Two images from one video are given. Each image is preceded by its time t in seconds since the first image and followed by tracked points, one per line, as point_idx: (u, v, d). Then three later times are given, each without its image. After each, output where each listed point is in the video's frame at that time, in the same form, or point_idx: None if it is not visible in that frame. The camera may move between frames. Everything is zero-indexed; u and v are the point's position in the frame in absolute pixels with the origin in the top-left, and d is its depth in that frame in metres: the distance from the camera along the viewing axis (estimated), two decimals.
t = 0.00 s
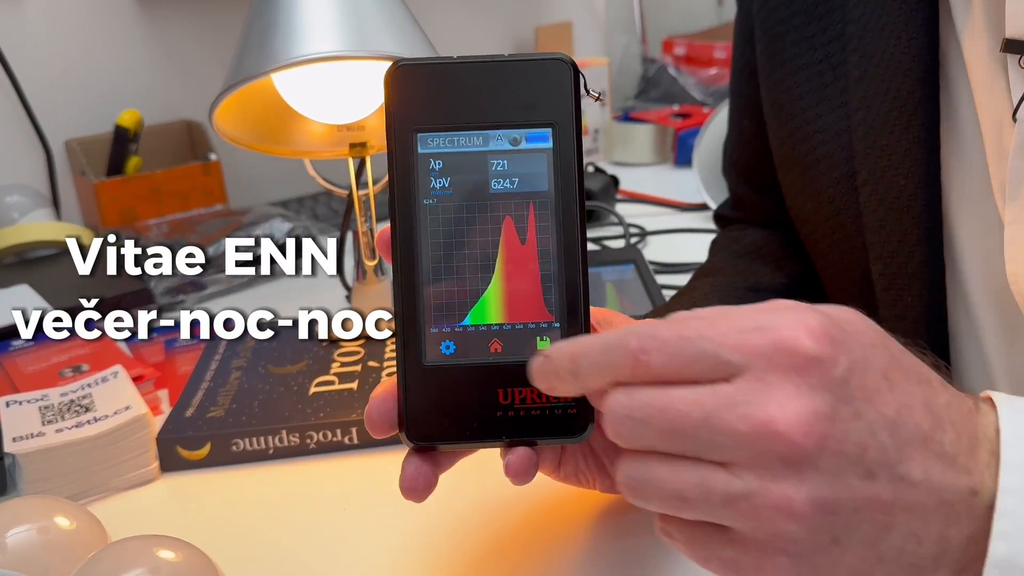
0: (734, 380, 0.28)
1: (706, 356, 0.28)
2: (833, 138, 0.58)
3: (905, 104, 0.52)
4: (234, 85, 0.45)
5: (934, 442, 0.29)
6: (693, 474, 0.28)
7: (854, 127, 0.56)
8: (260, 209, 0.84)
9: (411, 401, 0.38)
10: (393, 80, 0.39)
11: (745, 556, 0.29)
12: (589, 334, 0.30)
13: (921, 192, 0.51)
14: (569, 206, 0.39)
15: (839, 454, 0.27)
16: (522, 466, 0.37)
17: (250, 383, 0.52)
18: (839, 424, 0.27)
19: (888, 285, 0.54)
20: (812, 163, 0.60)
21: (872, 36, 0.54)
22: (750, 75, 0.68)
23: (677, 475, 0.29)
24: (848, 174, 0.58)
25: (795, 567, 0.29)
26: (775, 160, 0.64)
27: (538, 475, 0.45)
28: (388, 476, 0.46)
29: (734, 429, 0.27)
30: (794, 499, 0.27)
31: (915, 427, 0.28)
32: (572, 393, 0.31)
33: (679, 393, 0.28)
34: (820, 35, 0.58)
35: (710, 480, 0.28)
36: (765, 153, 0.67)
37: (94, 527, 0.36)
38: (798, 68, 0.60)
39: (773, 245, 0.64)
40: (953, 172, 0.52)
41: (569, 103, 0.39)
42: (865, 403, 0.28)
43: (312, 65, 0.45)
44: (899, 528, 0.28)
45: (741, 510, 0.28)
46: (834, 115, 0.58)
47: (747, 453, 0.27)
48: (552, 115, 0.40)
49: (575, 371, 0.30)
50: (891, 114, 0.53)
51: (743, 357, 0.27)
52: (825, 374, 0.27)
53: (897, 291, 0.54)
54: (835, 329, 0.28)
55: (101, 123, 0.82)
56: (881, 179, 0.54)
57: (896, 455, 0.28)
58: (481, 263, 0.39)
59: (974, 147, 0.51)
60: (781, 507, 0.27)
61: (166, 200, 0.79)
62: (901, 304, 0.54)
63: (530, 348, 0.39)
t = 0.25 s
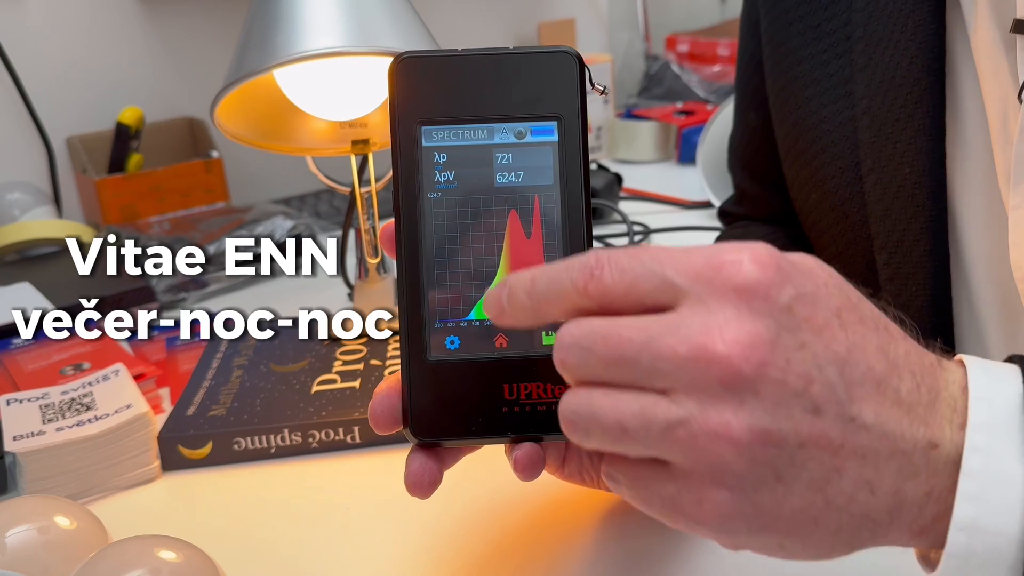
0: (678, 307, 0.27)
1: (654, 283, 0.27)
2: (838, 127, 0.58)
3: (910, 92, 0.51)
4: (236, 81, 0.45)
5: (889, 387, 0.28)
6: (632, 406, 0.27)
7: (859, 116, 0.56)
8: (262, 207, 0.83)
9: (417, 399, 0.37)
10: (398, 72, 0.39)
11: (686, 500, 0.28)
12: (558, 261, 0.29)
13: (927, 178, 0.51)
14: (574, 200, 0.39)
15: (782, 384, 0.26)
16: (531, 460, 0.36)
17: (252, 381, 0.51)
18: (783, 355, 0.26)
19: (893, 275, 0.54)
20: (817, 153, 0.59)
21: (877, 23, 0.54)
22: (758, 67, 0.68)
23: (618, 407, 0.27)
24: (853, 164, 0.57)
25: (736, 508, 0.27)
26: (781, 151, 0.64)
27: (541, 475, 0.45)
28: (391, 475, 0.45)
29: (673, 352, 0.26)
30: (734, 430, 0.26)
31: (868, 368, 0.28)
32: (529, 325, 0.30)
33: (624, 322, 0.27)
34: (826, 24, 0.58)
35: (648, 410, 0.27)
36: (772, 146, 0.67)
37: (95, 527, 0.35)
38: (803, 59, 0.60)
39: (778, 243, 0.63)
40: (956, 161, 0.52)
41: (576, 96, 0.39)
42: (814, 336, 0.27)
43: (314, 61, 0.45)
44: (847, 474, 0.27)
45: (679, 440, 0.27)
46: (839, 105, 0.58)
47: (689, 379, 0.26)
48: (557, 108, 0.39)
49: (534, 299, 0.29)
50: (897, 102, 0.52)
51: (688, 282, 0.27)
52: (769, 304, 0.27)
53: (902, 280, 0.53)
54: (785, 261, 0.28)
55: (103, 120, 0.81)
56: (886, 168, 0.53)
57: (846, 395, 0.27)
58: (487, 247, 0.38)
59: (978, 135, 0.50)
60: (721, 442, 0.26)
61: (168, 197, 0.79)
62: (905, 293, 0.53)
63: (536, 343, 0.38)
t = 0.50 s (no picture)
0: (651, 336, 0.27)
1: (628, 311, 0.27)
2: (836, 127, 0.57)
3: (909, 93, 0.51)
4: (237, 78, 0.44)
5: (858, 414, 0.28)
6: (610, 433, 0.28)
7: (857, 116, 0.55)
8: (264, 204, 0.83)
9: (416, 399, 0.37)
10: (399, 68, 0.38)
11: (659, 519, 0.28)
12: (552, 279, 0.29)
13: (926, 179, 0.50)
14: (576, 200, 0.38)
15: (752, 417, 0.27)
16: (531, 464, 0.36)
17: (253, 380, 0.51)
18: (753, 387, 0.27)
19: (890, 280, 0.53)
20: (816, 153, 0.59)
21: (876, 22, 0.53)
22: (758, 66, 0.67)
23: (596, 434, 0.28)
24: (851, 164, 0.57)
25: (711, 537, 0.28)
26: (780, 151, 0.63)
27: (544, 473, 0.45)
28: (392, 475, 0.45)
29: (647, 383, 0.26)
30: (707, 461, 0.26)
31: (838, 397, 0.28)
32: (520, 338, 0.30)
33: (598, 346, 0.27)
34: (826, 23, 0.58)
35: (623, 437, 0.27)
36: (772, 146, 0.67)
37: (95, 526, 0.35)
38: (802, 59, 0.60)
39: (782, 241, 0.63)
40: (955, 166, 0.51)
41: (578, 94, 0.39)
42: (786, 368, 0.27)
43: (316, 57, 0.45)
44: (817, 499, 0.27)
45: (655, 468, 0.27)
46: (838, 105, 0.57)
47: (664, 410, 0.26)
48: (559, 106, 0.39)
49: (523, 315, 0.29)
50: (896, 103, 0.52)
51: (663, 312, 0.27)
52: (741, 337, 0.27)
53: (900, 283, 0.53)
54: (759, 293, 0.28)
55: (104, 117, 0.81)
56: (885, 169, 0.53)
57: (816, 423, 0.27)
58: (486, 256, 0.38)
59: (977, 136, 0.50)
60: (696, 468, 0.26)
61: (170, 194, 0.78)
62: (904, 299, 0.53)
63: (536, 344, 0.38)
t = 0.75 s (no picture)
0: (671, 363, 0.27)
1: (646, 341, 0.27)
2: (838, 128, 0.57)
3: (909, 93, 0.50)
4: (237, 74, 0.44)
5: (885, 441, 0.28)
6: (627, 465, 0.27)
7: (859, 116, 0.55)
8: (266, 202, 0.83)
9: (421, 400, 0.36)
10: (405, 62, 0.38)
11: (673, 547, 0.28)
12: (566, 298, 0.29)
13: (929, 181, 0.49)
14: (586, 198, 0.38)
15: (778, 448, 0.26)
16: (537, 464, 0.36)
17: (254, 379, 0.51)
18: (780, 417, 0.26)
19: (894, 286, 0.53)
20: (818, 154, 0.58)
21: (877, 21, 0.52)
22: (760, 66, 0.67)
23: (611, 464, 0.27)
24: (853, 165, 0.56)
25: (731, 566, 0.28)
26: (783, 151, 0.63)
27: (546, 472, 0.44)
28: (394, 475, 0.45)
29: (670, 415, 0.26)
30: (731, 495, 0.26)
31: (864, 425, 0.27)
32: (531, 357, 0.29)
33: (616, 376, 0.27)
34: (827, 22, 0.57)
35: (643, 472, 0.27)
36: (773, 145, 0.66)
37: (92, 527, 0.35)
38: (804, 58, 0.59)
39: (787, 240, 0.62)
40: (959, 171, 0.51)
41: (588, 89, 0.38)
42: (811, 396, 0.27)
43: (317, 53, 0.44)
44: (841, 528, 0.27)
45: (677, 503, 0.27)
46: (840, 105, 0.57)
47: (688, 444, 0.26)
48: (569, 102, 0.38)
49: (536, 335, 0.29)
50: (897, 103, 0.51)
51: (683, 340, 0.27)
52: (766, 365, 0.26)
53: (905, 287, 0.52)
54: (784, 319, 0.27)
55: (105, 114, 0.81)
56: (887, 170, 0.52)
57: (842, 452, 0.27)
58: (495, 255, 0.37)
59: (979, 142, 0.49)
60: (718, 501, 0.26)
61: (171, 191, 0.78)
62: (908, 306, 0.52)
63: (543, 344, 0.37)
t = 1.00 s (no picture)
0: (695, 330, 0.25)
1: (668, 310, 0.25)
2: (846, 122, 0.56)
3: (920, 87, 0.50)
4: (236, 70, 0.43)
5: (911, 424, 0.27)
6: (647, 439, 0.26)
7: (867, 111, 0.54)
8: (267, 199, 0.82)
9: (419, 399, 0.36)
10: (404, 57, 0.37)
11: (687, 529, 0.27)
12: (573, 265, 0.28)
13: (939, 177, 0.49)
14: (586, 195, 0.38)
15: (808, 426, 0.25)
16: (538, 465, 0.35)
17: (253, 377, 0.51)
18: (811, 393, 0.25)
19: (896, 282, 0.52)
20: (824, 149, 0.58)
21: (886, 15, 0.52)
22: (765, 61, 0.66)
23: (628, 438, 0.26)
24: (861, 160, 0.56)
25: (752, 550, 0.27)
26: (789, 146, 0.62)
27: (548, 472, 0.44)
28: (394, 475, 0.44)
29: (696, 385, 0.24)
30: (759, 473, 0.25)
31: (891, 407, 0.27)
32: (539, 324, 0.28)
33: (636, 342, 0.25)
34: (835, 15, 0.57)
35: (664, 447, 0.25)
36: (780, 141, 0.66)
37: (88, 527, 0.34)
38: (811, 52, 0.59)
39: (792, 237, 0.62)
40: (970, 173, 0.51)
41: (589, 85, 0.38)
42: (842, 372, 0.26)
43: (316, 49, 0.44)
44: (865, 513, 0.27)
45: (697, 483, 0.25)
46: (848, 99, 0.56)
47: (711, 422, 0.25)
48: (570, 98, 0.38)
49: (543, 302, 0.28)
50: (906, 98, 0.51)
51: (709, 308, 0.25)
52: (797, 336, 0.25)
53: (912, 284, 0.52)
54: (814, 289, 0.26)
55: (106, 111, 0.81)
56: (896, 165, 0.52)
57: (870, 434, 0.26)
58: (494, 252, 0.37)
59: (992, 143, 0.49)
60: (741, 486, 0.25)
61: (172, 189, 0.78)
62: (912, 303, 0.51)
63: (543, 342, 0.37)
